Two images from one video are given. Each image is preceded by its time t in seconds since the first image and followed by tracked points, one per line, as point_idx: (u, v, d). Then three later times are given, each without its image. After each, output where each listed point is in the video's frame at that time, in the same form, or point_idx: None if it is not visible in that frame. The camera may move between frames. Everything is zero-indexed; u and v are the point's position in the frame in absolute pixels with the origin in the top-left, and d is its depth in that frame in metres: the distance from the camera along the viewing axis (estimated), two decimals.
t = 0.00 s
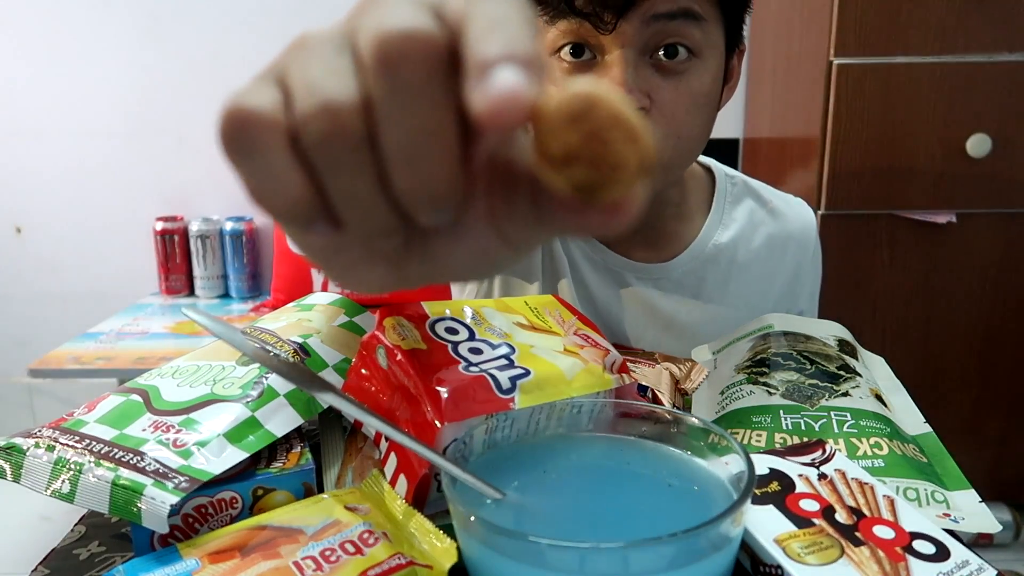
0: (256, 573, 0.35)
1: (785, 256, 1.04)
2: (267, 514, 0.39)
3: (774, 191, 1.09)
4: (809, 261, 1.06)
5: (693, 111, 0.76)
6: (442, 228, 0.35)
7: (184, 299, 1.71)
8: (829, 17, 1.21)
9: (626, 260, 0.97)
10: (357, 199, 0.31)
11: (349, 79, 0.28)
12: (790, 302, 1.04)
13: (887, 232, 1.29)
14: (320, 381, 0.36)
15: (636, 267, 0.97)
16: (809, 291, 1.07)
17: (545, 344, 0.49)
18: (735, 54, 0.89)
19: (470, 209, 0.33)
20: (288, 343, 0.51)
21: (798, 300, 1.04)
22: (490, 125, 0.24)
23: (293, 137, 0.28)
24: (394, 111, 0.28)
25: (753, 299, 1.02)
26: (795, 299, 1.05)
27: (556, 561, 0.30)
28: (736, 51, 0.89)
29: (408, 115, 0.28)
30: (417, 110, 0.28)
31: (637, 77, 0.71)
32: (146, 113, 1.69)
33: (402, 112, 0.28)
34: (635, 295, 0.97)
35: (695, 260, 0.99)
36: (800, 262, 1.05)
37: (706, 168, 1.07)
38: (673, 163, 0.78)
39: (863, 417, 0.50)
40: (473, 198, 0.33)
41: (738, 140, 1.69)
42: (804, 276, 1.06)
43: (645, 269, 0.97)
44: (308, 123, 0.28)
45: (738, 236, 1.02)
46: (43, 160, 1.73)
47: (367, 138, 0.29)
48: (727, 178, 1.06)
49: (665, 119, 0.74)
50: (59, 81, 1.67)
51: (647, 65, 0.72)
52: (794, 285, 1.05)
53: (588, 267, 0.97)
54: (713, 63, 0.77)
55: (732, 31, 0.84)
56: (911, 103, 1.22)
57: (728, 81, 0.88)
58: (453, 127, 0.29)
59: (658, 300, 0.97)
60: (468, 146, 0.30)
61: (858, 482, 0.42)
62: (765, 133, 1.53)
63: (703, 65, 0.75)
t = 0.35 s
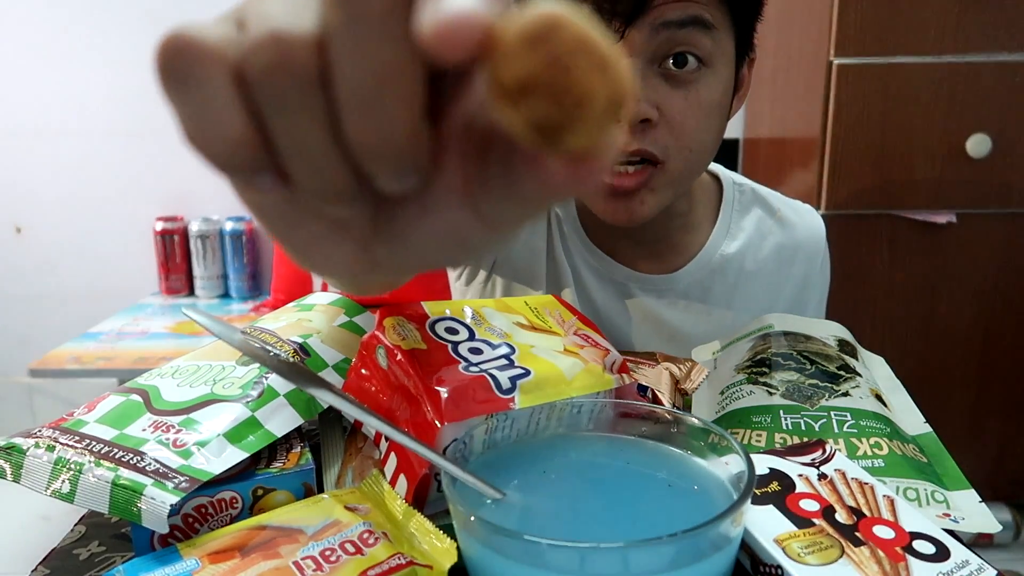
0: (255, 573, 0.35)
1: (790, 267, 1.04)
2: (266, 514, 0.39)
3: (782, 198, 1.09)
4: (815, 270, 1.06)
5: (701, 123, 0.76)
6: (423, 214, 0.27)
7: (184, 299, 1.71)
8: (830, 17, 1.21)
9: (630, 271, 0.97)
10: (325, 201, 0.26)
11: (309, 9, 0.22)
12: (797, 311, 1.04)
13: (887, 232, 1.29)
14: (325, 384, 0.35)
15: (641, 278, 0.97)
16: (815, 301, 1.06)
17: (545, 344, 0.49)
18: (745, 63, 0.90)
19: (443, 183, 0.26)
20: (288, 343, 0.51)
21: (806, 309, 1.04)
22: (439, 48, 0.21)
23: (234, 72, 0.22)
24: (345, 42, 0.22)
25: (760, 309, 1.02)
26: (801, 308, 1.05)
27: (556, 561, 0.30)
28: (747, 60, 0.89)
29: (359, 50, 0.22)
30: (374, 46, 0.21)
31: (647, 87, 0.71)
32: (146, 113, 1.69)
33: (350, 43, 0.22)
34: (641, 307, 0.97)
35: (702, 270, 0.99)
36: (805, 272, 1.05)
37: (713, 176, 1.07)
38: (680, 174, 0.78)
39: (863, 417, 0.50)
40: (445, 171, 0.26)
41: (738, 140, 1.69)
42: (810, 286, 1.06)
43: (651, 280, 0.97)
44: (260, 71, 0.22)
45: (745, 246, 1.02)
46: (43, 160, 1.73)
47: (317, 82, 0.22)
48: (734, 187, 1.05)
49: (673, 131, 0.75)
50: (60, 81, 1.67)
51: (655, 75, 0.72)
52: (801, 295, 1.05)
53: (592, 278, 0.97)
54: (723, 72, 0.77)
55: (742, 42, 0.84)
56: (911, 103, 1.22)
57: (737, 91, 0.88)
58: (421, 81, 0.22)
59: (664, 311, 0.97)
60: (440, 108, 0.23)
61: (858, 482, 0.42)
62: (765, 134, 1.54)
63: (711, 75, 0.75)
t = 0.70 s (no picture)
0: (256, 573, 0.35)
1: (791, 269, 1.04)
2: (266, 514, 0.39)
3: (784, 201, 1.09)
4: (816, 272, 1.06)
5: (703, 127, 0.76)
6: (418, 229, 0.28)
7: (185, 298, 1.71)
8: (830, 17, 1.21)
9: (631, 274, 0.97)
10: (318, 208, 0.26)
11: (310, 23, 0.22)
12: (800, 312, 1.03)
13: (887, 232, 1.29)
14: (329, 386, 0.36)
15: (641, 280, 0.97)
16: (817, 302, 1.06)
17: (545, 344, 0.49)
18: (748, 65, 0.90)
19: (437, 205, 0.26)
20: (288, 343, 0.51)
21: (808, 310, 1.03)
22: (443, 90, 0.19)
23: (229, 81, 0.22)
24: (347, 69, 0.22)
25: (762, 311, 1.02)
26: (803, 309, 1.04)
27: (556, 561, 0.30)
28: (750, 61, 0.89)
29: (361, 72, 0.22)
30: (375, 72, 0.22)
31: (646, 92, 0.71)
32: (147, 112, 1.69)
33: (354, 65, 0.22)
34: (643, 309, 0.97)
35: (704, 273, 0.99)
36: (806, 273, 1.05)
37: (715, 179, 1.08)
38: (682, 176, 0.78)
39: (863, 417, 0.50)
40: (439, 194, 0.26)
41: (738, 140, 1.69)
42: (811, 288, 1.06)
43: (652, 282, 0.97)
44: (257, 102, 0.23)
45: (747, 249, 1.02)
46: (43, 159, 1.73)
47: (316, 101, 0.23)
48: (735, 189, 1.06)
49: (674, 134, 0.74)
50: (60, 81, 1.67)
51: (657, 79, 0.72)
52: (802, 297, 1.05)
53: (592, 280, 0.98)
54: (723, 75, 0.77)
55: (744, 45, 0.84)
56: (910, 103, 1.22)
57: (739, 94, 0.89)
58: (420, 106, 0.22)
59: (665, 314, 0.97)
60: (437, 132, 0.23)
61: (858, 482, 0.42)
62: (765, 133, 1.54)
63: (713, 78, 0.75)
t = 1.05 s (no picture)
0: (255, 573, 0.35)
1: (806, 276, 1.04)
2: (266, 514, 0.39)
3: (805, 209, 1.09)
4: (830, 280, 1.05)
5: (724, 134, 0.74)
6: (463, 294, 0.26)
7: (184, 299, 1.71)
8: (829, 17, 1.21)
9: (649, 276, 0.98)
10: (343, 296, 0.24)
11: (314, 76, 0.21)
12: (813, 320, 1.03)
13: (887, 232, 1.29)
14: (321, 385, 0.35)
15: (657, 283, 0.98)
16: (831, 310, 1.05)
17: (545, 344, 0.49)
18: (780, 73, 0.90)
19: (479, 258, 0.24)
20: (289, 343, 0.51)
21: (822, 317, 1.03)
22: (470, 155, 0.18)
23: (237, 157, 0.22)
24: (355, 139, 0.21)
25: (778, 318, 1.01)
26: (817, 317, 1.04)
27: (556, 561, 0.30)
28: (782, 67, 0.89)
29: (367, 133, 0.21)
30: (383, 138, 0.20)
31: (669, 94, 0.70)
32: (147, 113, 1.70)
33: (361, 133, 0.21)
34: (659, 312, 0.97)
35: (721, 279, 0.99)
36: (822, 281, 1.05)
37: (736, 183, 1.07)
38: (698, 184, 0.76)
39: (863, 417, 0.50)
40: (479, 249, 0.23)
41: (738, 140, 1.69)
42: (826, 296, 1.05)
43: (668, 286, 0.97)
44: (256, 181, 0.22)
45: (764, 256, 1.02)
46: (42, 159, 1.73)
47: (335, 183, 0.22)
48: (756, 197, 1.06)
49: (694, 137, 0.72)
50: (60, 82, 1.67)
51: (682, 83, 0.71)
52: (817, 304, 1.05)
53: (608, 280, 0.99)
54: (752, 83, 0.76)
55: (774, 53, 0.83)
56: (911, 103, 1.22)
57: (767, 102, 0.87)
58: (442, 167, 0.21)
59: (682, 318, 0.97)
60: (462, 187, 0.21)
61: (858, 482, 0.42)
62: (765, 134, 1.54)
63: (740, 84, 0.74)
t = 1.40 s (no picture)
0: (256, 573, 0.35)
1: (803, 271, 1.04)
2: (266, 514, 0.39)
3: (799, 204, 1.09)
4: (828, 273, 1.05)
5: (724, 140, 0.77)
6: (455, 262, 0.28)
7: (184, 299, 1.72)
8: (829, 17, 1.21)
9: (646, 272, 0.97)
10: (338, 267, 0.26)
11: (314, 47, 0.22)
12: (809, 315, 1.03)
13: (887, 232, 1.29)
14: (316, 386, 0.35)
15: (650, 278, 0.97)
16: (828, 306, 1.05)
17: (545, 344, 0.49)
18: (781, 82, 0.90)
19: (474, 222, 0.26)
20: (289, 343, 0.51)
21: (819, 312, 1.04)
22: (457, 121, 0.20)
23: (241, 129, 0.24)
24: (352, 107, 0.22)
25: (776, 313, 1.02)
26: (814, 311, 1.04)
27: (555, 561, 0.30)
28: (784, 76, 0.90)
29: (367, 107, 0.22)
30: (379, 105, 0.22)
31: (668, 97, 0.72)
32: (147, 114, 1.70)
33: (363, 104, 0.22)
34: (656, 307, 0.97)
35: (718, 275, 0.99)
36: (817, 275, 1.05)
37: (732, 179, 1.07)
38: (698, 189, 0.80)
39: (863, 417, 0.50)
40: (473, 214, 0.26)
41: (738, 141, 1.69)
42: (823, 290, 1.05)
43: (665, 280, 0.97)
44: (258, 143, 0.23)
45: (760, 252, 1.02)
46: (42, 160, 1.73)
47: (335, 146, 0.23)
48: (753, 193, 1.05)
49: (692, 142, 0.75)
50: (61, 83, 1.68)
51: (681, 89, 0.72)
52: (813, 298, 1.05)
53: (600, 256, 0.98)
54: (751, 91, 0.77)
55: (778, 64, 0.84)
56: (911, 104, 1.22)
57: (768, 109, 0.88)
58: (430, 130, 0.22)
59: (682, 314, 0.97)
60: (455, 153, 0.23)
61: (858, 482, 0.42)
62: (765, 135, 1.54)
63: (741, 90, 0.76)
